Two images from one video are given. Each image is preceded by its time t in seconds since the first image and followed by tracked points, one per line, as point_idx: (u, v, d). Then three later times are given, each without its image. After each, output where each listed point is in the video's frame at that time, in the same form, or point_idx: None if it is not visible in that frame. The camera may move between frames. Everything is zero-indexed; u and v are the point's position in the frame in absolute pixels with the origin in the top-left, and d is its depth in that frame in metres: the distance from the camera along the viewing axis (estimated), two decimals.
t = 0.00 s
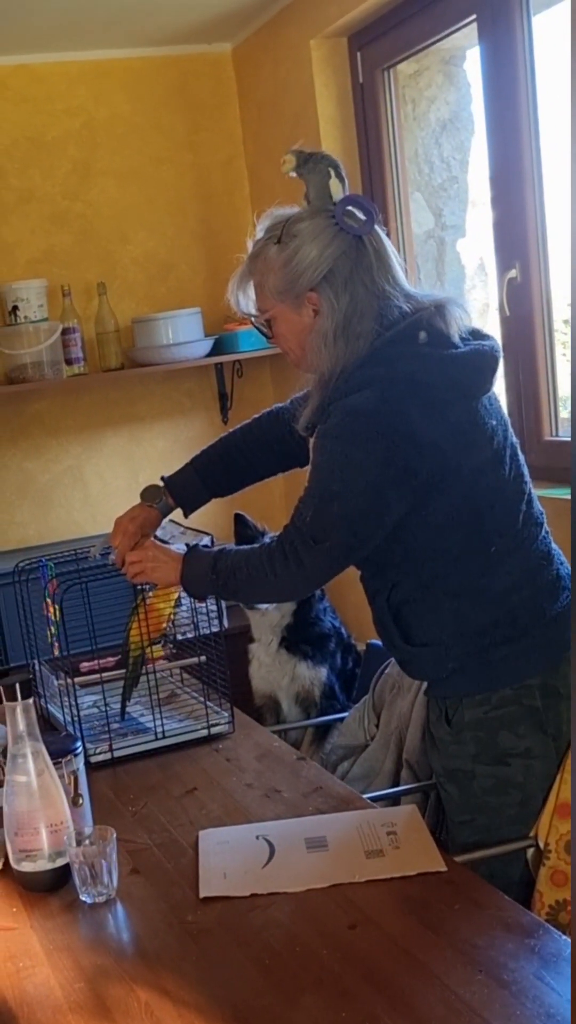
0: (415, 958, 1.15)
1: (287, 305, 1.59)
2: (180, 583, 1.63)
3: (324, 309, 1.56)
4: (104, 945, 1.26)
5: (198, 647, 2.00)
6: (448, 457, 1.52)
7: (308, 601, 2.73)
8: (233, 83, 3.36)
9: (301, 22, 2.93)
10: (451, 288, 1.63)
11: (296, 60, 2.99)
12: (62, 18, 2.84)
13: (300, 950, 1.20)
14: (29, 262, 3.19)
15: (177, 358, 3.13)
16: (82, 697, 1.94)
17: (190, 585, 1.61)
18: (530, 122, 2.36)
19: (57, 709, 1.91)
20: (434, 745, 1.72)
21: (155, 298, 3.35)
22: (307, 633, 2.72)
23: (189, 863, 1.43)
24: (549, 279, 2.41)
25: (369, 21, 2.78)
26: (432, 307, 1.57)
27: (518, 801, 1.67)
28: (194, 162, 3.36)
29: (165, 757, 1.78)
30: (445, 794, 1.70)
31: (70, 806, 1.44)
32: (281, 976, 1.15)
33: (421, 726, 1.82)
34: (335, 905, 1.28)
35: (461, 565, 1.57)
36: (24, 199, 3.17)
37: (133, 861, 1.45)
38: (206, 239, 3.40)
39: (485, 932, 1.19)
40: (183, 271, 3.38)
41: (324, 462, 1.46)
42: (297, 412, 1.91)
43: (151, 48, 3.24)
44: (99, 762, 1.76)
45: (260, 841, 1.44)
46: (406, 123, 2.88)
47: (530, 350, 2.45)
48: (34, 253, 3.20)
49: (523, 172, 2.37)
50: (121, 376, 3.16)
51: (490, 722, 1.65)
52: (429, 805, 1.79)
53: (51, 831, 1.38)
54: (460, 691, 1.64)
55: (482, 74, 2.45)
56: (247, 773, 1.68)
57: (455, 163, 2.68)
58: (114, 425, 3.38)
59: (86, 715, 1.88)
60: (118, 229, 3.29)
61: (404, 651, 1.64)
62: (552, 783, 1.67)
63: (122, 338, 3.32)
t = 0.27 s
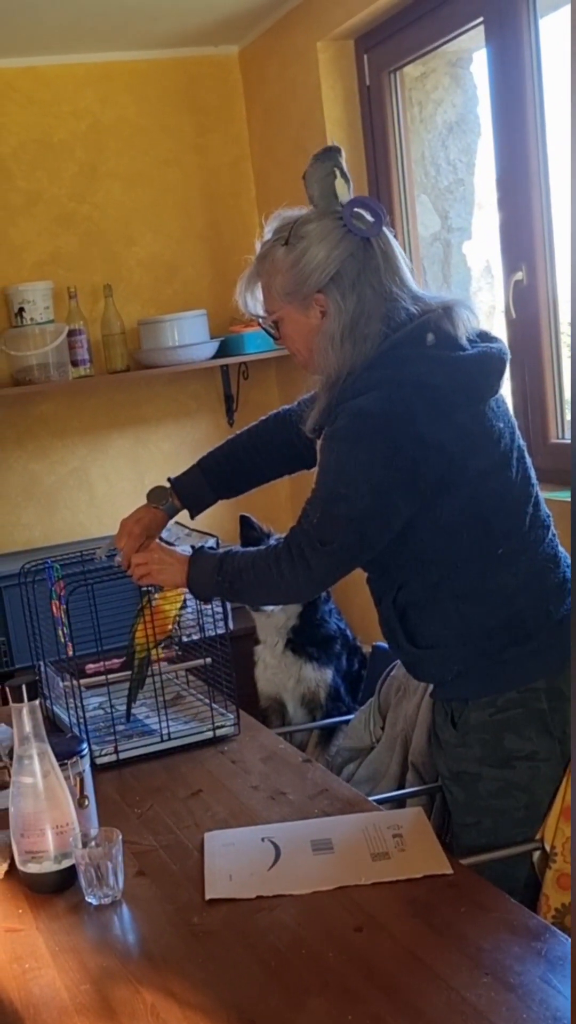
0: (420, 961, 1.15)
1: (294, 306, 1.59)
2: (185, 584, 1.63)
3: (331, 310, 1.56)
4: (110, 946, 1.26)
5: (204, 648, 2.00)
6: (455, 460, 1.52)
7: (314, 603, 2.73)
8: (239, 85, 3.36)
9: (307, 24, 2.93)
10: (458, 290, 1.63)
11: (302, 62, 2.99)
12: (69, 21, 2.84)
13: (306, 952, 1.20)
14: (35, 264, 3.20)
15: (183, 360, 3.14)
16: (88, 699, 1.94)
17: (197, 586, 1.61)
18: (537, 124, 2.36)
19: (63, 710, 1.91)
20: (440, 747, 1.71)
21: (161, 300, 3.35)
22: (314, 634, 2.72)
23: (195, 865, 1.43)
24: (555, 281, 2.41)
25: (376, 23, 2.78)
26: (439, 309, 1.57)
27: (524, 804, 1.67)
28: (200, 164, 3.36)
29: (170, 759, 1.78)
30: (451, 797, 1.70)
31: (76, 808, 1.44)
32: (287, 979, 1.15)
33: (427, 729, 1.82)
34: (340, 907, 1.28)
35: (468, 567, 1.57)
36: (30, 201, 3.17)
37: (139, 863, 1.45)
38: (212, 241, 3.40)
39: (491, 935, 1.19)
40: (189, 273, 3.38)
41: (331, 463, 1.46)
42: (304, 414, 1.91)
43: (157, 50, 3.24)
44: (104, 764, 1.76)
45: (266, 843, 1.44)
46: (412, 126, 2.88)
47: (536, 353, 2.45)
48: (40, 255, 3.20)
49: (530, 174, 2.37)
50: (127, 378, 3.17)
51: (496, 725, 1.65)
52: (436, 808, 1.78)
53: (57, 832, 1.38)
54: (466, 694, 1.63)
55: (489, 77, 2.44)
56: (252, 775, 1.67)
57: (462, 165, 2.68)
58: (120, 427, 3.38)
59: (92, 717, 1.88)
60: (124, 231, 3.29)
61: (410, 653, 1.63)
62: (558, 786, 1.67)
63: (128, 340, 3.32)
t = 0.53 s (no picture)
0: (426, 965, 1.15)
1: (305, 308, 1.59)
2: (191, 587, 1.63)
3: (341, 311, 1.55)
4: (115, 948, 1.25)
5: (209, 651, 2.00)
6: (464, 463, 1.52)
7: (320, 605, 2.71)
8: (245, 88, 3.37)
9: (313, 28, 2.93)
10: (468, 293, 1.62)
11: (309, 66, 2.99)
12: (76, 23, 2.85)
13: (311, 955, 1.19)
14: (41, 265, 3.20)
15: (188, 362, 3.14)
16: (93, 701, 1.94)
17: (203, 588, 1.60)
18: (544, 128, 2.36)
19: (68, 712, 1.91)
20: (446, 751, 1.71)
21: (167, 302, 3.36)
22: (319, 636, 2.71)
23: (200, 867, 1.42)
24: (561, 285, 2.41)
25: (382, 26, 2.79)
26: (449, 312, 1.57)
27: (530, 807, 1.67)
28: (206, 167, 3.36)
29: (175, 761, 1.78)
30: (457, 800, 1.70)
31: (82, 809, 1.44)
32: (293, 982, 1.15)
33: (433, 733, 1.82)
34: (346, 911, 1.27)
35: (476, 570, 1.57)
36: (36, 203, 3.18)
37: (144, 865, 1.45)
38: (218, 244, 3.40)
39: (497, 940, 1.19)
40: (194, 275, 3.38)
41: (340, 465, 1.46)
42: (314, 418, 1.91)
43: (164, 53, 3.24)
44: (109, 766, 1.76)
45: (271, 846, 1.44)
46: (419, 129, 2.88)
47: (542, 356, 2.45)
48: (46, 257, 3.20)
49: (537, 178, 2.37)
50: (132, 380, 3.17)
51: (503, 728, 1.65)
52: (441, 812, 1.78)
53: (62, 834, 1.38)
54: (473, 697, 1.63)
55: (495, 81, 2.44)
56: (257, 778, 1.67)
57: (468, 169, 2.68)
58: (125, 429, 3.38)
59: (96, 719, 1.88)
60: (130, 233, 3.29)
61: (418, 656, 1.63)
62: (564, 790, 1.67)
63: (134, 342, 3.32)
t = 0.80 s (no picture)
0: (429, 970, 1.15)
1: (316, 309, 1.59)
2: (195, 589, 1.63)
3: (352, 312, 1.56)
4: (116, 950, 1.25)
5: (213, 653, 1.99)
6: (474, 467, 1.52)
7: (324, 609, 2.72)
8: (254, 91, 3.37)
9: (322, 32, 2.94)
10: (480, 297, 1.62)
11: (318, 70, 3.00)
12: (86, 25, 2.85)
13: (313, 959, 1.19)
14: (48, 266, 3.20)
15: (194, 364, 3.14)
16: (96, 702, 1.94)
17: (208, 590, 1.60)
18: (553, 133, 2.36)
19: (71, 712, 1.90)
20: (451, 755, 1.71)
21: (173, 304, 3.36)
22: (323, 640, 2.71)
23: (202, 870, 1.42)
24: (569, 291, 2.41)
25: (392, 30, 2.79)
26: (460, 316, 1.56)
27: (535, 813, 1.67)
28: (214, 169, 3.37)
29: (177, 764, 1.78)
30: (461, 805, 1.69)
31: (84, 811, 1.43)
32: (295, 986, 1.14)
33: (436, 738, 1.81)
34: (348, 915, 1.27)
35: (484, 574, 1.57)
36: (44, 204, 3.18)
37: (146, 867, 1.45)
38: (225, 246, 3.41)
39: (500, 946, 1.18)
40: (201, 277, 3.39)
41: (348, 466, 1.46)
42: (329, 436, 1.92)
43: (173, 55, 3.25)
44: (112, 767, 1.76)
45: (273, 849, 1.44)
46: (428, 134, 2.88)
47: (549, 362, 2.45)
48: (53, 258, 3.21)
49: (545, 183, 2.37)
50: (138, 381, 3.17)
51: (509, 734, 1.64)
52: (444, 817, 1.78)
53: (64, 835, 1.37)
54: (479, 701, 1.63)
55: (505, 86, 2.44)
56: (260, 782, 1.67)
57: (476, 174, 2.68)
58: (130, 431, 3.38)
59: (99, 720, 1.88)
60: (137, 235, 3.29)
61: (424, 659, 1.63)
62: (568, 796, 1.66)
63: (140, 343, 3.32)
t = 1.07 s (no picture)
0: (428, 976, 1.14)
1: (317, 316, 1.59)
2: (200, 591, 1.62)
3: (352, 318, 1.56)
4: (116, 951, 1.25)
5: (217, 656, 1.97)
6: (480, 473, 1.52)
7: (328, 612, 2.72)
8: (263, 93, 3.37)
9: (332, 35, 2.94)
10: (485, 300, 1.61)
11: (328, 73, 3.00)
12: (96, 25, 2.86)
13: (313, 963, 1.19)
14: (55, 266, 3.21)
15: (200, 366, 3.14)
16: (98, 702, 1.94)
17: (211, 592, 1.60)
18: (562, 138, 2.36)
19: (73, 712, 1.90)
20: (453, 761, 1.71)
21: (180, 306, 3.36)
22: (326, 643, 2.71)
23: (202, 872, 1.42)
24: None
25: (402, 34, 2.79)
26: (466, 319, 1.56)
27: (536, 819, 1.67)
28: (222, 171, 3.37)
29: (179, 766, 1.78)
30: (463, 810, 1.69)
31: (85, 811, 1.43)
32: (294, 990, 1.14)
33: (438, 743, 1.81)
34: (348, 919, 1.27)
35: (489, 580, 1.56)
36: (52, 204, 3.18)
37: (146, 868, 1.44)
38: (233, 248, 3.41)
39: (500, 952, 1.18)
40: (208, 279, 3.39)
41: (357, 476, 1.46)
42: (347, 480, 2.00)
43: (183, 57, 3.25)
44: (113, 767, 1.77)
45: (273, 852, 1.43)
46: (436, 138, 2.88)
47: (556, 368, 2.45)
48: (60, 258, 3.21)
49: (554, 188, 2.37)
50: (143, 382, 3.17)
51: (512, 740, 1.64)
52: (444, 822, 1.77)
53: (64, 835, 1.37)
54: (482, 708, 1.62)
55: (514, 90, 2.44)
56: (261, 784, 1.67)
57: (484, 178, 2.68)
58: (135, 431, 3.38)
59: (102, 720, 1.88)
60: (144, 236, 3.29)
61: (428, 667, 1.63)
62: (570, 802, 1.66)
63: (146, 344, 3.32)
